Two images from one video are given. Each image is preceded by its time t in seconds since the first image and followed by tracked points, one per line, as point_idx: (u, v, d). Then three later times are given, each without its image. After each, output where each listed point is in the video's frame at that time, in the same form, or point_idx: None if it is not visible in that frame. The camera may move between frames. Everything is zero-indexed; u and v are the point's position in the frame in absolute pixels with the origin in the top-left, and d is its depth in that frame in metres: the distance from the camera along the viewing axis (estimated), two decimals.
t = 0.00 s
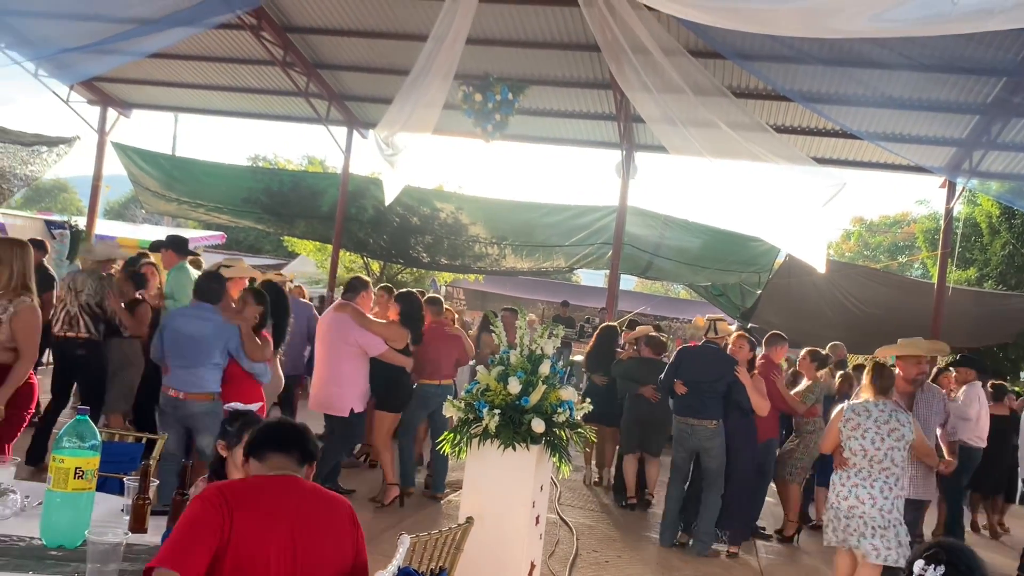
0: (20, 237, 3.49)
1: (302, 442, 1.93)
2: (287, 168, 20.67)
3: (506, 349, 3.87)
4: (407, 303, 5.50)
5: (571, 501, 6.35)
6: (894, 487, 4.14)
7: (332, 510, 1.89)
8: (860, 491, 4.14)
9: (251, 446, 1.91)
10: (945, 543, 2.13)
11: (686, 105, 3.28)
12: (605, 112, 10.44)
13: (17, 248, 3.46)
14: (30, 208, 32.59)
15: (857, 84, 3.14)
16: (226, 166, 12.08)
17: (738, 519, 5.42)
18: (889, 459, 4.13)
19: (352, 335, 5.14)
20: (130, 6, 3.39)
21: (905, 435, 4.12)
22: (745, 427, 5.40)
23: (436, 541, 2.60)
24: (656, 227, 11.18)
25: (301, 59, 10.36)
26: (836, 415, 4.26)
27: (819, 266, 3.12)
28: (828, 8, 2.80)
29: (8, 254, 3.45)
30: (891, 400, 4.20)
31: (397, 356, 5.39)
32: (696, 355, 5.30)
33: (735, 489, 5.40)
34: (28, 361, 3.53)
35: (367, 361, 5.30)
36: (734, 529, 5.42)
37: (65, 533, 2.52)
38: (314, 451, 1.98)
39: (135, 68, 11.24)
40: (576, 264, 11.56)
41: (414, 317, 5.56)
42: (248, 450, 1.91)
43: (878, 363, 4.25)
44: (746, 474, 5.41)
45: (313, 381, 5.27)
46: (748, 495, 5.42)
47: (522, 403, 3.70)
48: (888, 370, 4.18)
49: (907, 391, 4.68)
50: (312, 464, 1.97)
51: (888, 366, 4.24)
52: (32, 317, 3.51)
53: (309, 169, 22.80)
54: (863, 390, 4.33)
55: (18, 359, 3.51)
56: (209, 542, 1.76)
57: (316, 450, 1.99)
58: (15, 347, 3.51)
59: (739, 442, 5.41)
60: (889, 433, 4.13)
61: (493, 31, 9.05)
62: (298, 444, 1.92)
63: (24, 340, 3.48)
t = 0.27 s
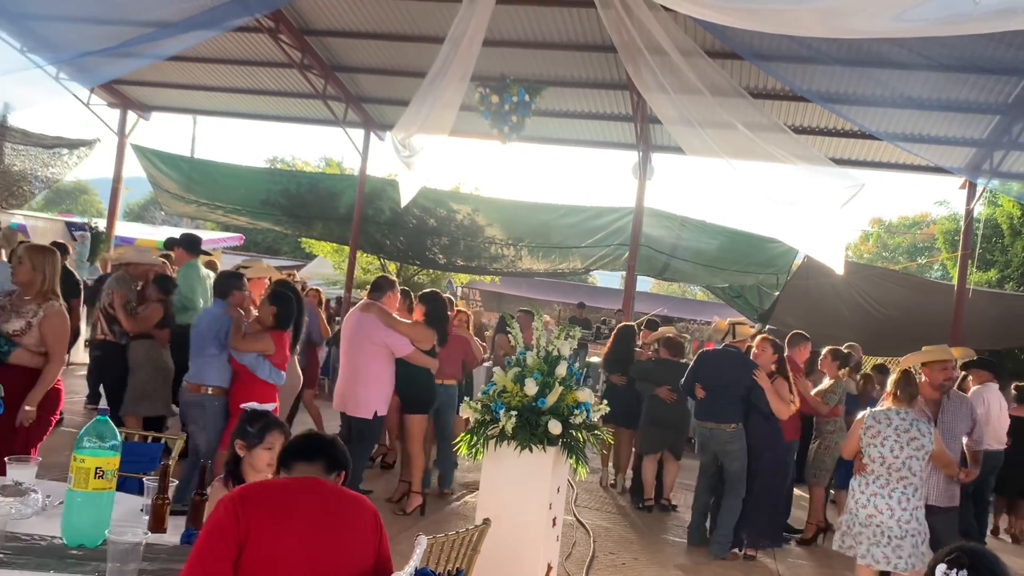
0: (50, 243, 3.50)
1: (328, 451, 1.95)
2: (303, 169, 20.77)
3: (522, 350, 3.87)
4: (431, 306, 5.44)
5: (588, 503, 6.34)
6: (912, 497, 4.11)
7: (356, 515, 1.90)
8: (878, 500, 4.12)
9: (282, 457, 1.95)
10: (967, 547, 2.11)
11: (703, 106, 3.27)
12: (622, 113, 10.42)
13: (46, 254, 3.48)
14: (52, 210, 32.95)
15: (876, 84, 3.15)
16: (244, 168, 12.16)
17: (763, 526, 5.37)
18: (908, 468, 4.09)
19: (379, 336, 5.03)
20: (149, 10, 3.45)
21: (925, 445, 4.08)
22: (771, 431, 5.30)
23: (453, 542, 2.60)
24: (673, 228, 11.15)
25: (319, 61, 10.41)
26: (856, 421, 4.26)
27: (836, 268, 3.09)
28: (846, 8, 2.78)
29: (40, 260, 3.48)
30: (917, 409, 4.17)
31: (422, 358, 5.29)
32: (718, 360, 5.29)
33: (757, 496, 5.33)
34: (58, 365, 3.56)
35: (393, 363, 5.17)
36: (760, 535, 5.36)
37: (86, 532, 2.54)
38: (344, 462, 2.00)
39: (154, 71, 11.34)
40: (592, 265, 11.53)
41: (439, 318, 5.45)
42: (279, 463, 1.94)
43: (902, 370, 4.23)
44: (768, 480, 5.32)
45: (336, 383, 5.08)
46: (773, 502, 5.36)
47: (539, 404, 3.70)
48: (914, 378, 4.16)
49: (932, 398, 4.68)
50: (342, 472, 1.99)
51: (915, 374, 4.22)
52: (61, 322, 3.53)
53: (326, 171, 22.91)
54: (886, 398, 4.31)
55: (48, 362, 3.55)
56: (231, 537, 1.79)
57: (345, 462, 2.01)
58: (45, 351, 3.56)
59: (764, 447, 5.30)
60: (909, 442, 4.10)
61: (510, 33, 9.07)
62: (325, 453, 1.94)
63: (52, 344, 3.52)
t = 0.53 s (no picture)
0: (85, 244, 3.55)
1: (346, 458, 1.97)
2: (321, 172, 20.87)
3: (541, 353, 3.88)
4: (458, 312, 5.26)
5: (606, 506, 6.33)
6: (946, 492, 4.11)
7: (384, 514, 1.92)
8: (910, 494, 4.14)
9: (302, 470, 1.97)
10: (992, 552, 2.09)
11: (722, 107, 3.26)
12: (639, 115, 10.40)
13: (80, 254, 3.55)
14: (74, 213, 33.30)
15: (894, 84, 3.08)
16: (262, 170, 12.25)
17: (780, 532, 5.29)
18: (939, 463, 4.09)
19: (403, 342, 4.99)
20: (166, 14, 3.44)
21: (954, 440, 4.07)
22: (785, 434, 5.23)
23: (472, 544, 2.59)
24: (691, 230, 11.13)
25: (337, 64, 10.46)
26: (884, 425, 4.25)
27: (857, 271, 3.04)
28: (867, 9, 2.76)
29: (73, 260, 3.55)
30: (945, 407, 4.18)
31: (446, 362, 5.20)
32: (731, 365, 5.25)
33: (772, 502, 5.26)
34: (83, 364, 3.56)
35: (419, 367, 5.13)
36: (776, 541, 5.28)
37: (106, 533, 2.56)
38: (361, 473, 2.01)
39: (174, 75, 11.44)
40: (610, 267, 11.48)
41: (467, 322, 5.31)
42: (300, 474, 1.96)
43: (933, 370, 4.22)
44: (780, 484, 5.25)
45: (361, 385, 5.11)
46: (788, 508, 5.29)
47: (557, 407, 3.70)
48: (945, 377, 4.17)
49: (971, 398, 4.54)
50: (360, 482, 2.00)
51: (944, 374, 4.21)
52: (89, 320, 3.57)
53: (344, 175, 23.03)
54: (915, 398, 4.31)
55: (73, 361, 3.56)
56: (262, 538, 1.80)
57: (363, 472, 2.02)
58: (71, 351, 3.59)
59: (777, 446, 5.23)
60: (935, 437, 4.09)
61: (527, 35, 9.08)
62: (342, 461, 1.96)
63: (78, 342, 3.54)
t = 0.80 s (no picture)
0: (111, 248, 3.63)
1: (365, 460, 1.95)
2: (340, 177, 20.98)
3: (559, 357, 3.85)
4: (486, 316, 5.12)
5: (624, 511, 6.32)
6: (977, 503, 4.13)
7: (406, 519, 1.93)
8: (942, 510, 4.20)
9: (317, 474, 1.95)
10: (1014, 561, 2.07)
11: (740, 110, 3.24)
12: (657, 119, 10.38)
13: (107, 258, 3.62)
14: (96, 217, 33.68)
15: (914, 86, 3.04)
16: (281, 175, 12.33)
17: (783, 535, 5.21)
18: (970, 476, 4.11)
19: (426, 348, 4.99)
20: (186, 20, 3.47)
21: (986, 453, 4.06)
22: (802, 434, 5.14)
23: (490, 550, 2.58)
24: (709, 234, 11.10)
25: (355, 69, 10.50)
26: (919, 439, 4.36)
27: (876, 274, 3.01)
28: (888, 11, 2.74)
29: (96, 264, 3.60)
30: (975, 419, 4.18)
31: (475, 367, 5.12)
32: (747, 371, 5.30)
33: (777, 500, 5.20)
34: (100, 366, 3.60)
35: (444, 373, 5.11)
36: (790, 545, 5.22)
37: (128, 536, 2.56)
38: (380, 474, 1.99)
39: (194, 80, 11.54)
40: (628, 272, 11.33)
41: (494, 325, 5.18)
42: (316, 477, 1.94)
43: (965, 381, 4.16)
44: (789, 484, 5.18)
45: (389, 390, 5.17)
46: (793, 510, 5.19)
47: (575, 411, 3.68)
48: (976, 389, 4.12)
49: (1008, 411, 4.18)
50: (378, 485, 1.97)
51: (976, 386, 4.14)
52: (109, 324, 3.61)
53: (362, 178, 23.13)
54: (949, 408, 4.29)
55: (89, 364, 3.60)
56: (292, 544, 1.80)
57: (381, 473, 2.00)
58: (87, 353, 3.62)
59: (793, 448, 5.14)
60: (966, 450, 4.12)
61: (545, 39, 9.09)
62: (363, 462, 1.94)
63: (95, 344, 3.57)
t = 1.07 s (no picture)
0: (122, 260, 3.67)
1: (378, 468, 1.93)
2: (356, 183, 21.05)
3: (576, 364, 3.86)
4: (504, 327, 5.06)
5: (642, 518, 6.30)
6: (1003, 506, 4.20)
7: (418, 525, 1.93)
8: (967, 507, 4.25)
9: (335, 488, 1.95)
10: None
11: (759, 115, 3.18)
12: (674, 125, 10.36)
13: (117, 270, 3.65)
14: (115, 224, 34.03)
15: (934, 92, 2.99)
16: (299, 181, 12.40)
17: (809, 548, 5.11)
18: (1000, 479, 4.17)
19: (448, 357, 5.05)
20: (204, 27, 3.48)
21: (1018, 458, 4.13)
22: (813, 447, 4.98)
23: (507, 556, 2.58)
24: (726, 240, 11.07)
25: (372, 76, 10.56)
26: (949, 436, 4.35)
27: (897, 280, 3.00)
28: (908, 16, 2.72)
29: (104, 274, 3.64)
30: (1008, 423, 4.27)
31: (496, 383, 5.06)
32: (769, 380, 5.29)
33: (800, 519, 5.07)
34: (104, 375, 3.59)
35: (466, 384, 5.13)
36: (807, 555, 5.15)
37: (150, 540, 2.59)
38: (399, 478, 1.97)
39: (213, 88, 11.64)
40: (645, 278, 11.39)
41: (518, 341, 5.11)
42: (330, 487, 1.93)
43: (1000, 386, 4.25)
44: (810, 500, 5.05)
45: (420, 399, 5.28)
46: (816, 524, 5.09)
47: (593, 418, 3.68)
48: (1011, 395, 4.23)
49: None
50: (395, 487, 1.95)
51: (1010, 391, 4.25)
52: (115, 334, 3.60)
53: (380, 185, 23.22)
54: (981, 409, 4.36)
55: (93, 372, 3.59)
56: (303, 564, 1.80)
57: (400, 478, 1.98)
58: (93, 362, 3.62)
59: (811, 468, 4.99)
60: (1001, 454, 4.17)
61: (562, 45, 9.10)
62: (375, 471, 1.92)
63: (99, 353, 3.56)
